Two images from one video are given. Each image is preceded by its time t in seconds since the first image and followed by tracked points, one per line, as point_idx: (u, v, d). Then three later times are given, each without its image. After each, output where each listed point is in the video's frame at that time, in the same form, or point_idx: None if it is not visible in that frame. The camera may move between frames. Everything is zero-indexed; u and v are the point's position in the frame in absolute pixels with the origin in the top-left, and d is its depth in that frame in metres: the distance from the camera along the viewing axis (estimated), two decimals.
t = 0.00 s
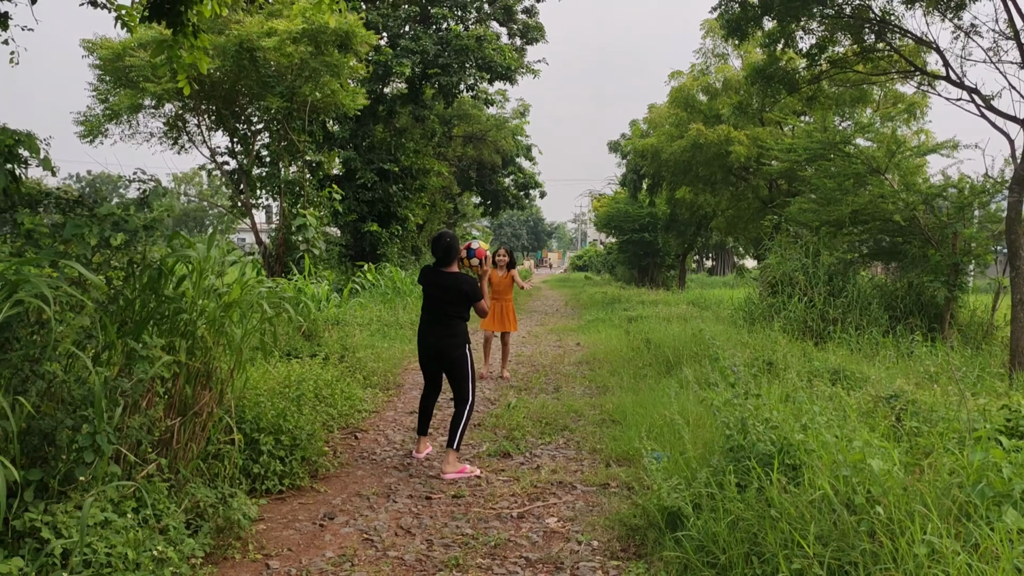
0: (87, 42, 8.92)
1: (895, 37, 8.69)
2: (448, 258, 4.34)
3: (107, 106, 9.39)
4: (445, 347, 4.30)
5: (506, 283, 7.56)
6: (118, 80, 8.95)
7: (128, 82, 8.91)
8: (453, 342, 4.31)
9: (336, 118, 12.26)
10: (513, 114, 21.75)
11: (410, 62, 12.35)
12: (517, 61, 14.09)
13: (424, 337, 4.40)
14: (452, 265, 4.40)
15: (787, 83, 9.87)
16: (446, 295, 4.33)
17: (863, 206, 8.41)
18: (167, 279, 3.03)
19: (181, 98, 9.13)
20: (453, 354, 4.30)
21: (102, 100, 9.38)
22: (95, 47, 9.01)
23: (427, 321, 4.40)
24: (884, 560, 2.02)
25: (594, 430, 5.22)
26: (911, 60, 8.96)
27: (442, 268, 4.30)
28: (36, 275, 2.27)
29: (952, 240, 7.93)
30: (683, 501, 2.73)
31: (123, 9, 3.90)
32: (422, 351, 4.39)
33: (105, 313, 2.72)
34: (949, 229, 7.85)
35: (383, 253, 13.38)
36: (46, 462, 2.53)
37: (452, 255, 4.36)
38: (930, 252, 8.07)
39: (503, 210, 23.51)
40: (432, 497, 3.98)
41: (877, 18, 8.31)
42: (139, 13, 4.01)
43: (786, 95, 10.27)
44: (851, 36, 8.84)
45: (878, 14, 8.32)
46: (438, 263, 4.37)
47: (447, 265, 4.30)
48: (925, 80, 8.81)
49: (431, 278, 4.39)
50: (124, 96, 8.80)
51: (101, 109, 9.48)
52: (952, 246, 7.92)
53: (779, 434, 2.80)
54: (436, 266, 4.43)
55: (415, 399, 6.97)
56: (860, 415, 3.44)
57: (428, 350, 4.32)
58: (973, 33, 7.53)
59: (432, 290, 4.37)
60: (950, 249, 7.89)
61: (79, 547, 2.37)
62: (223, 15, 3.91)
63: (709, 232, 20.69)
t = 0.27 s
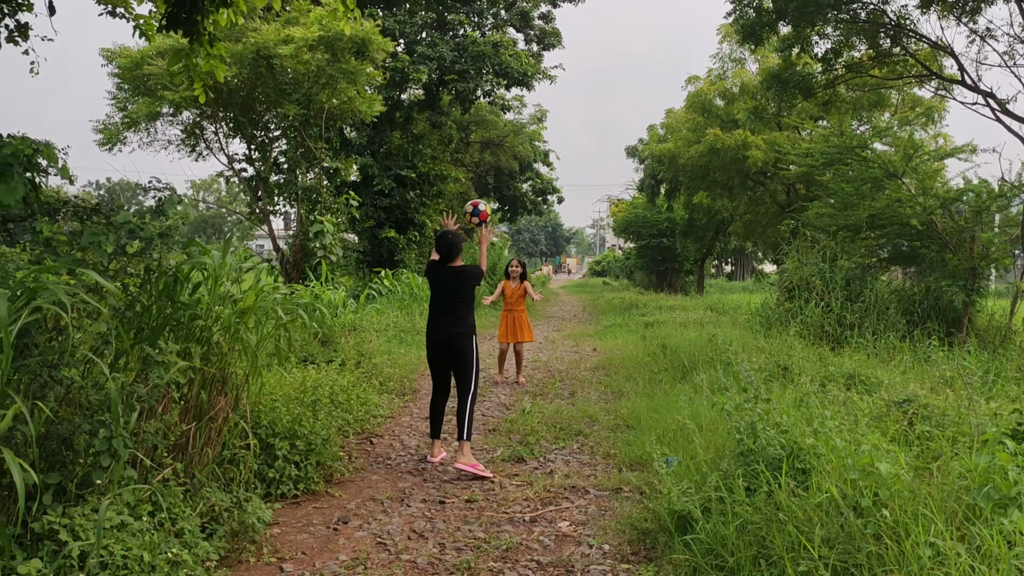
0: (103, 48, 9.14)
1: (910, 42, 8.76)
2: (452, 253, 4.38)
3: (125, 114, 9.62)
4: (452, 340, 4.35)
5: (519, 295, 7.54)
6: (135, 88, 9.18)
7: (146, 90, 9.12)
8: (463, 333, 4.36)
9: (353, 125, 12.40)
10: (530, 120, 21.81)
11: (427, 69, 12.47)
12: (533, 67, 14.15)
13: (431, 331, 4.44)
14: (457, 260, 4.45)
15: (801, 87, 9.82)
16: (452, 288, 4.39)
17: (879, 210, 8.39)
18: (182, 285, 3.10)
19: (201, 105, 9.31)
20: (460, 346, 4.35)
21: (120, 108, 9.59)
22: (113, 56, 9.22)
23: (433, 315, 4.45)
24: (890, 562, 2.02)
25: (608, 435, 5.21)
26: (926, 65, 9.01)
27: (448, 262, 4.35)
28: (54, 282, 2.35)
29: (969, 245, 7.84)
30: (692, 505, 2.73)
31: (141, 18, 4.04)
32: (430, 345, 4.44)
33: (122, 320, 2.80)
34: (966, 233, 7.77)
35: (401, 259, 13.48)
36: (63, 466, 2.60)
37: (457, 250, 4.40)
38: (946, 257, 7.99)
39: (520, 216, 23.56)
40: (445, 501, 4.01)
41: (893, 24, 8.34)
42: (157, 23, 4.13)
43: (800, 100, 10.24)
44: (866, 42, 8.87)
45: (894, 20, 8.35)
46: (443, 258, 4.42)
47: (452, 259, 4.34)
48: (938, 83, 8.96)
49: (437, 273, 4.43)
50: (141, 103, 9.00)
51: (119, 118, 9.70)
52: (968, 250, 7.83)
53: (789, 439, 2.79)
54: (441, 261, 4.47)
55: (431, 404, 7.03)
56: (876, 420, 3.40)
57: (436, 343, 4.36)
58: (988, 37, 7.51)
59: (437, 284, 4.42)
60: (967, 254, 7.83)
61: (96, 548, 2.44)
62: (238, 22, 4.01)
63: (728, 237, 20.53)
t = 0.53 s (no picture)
0: (144, 58, 9.46)
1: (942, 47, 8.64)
2: (476, 259, 4.50)
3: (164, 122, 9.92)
4: (473, 342, 4.39)
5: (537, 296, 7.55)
6: (174, 97, 9.47)
7: (185, 99, 9.40)
8: (484, 336, 4.41)
9: (385, 131, 12.57)
10: (561, 124, 21.82)
11: (457, 75, 12.58)
12: (563, 71, 14.17)
13: (451, 333, 4.48)
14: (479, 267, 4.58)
15: (831, 94, 9.70)
16: (474, 293, 4.48)
17: (912, 215, 8.28)
18: (212, 290, 3.20)
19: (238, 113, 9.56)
20: (481, 348, 4.39)
21: (160, 117, 9.90)
22: (154, 66, 9.54)
23: (454, 318, 4.51)
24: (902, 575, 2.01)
25: (631, 440, 5.19)
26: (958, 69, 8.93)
27: (471, 266, 4.45)
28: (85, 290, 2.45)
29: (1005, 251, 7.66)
30: (707, 512, 2.72)
31: (180, 30, 4.19)
32: (449, 347, 4.47)
33: (153, 326, 2.90)
34: (1002, 239, 7.63)
35: (431, 264, 13.59)
36: (95, 467, 2.71)
37: (481, 257, 4.55)
38: (981, 262, 7.82)
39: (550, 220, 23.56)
40: (465, 505, 4.05)
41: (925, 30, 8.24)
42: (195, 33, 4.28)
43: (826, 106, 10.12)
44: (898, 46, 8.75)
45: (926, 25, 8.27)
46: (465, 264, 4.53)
47: (477, 264, 4.45)
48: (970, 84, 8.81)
49: (459, 279, 4.54)
50: (180, 111, 9.29)
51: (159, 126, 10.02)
52: (1005, 256, 7.65)
53: (807, 447, 2.75)
54: (463, 268, 4.60)
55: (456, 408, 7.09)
56: (902, 430, 3.33)
57: (456, 345, 4.40)
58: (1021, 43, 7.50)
59: (459, 289, 4.51)
60: (1003, 259, 7.65)
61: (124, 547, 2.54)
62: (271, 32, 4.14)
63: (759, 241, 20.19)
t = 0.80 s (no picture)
0: (170, 64, 9.66)
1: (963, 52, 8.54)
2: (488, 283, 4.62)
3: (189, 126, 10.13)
4: (472, 361, 4.47)
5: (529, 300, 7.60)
6: (199, 101, 9.67)
7: (209, 104, 9.59)
8: (483, 357, 4.50)
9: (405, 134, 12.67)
10: (582, 128, 21.80)
11: (477, 80, 12.64)
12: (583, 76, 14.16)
13: (452, 350, 4.59)
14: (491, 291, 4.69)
15: (850, 98, 9.59)
16: (481, 314, 4.59)
17: (935, 222, 8.09)
18: (222, 290, 3.27)
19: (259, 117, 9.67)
20: (480, 367, 4.47)
21: (185, 121, 10.11)
22: (180, 71, 9.75)
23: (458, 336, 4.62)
24: None
25: (638, 444, 5.17)
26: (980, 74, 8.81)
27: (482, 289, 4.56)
28: (94, 288, 2.53)
29: None
30: (702, 515, 2.72)
31: (203, 38, 4.30)
32: (449, 364, 4.57)
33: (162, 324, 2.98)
34: None
35: (450, 266, 13.65)
36: (105, 459, 2.78)
37: (494, 282, 4.67)
38: (1007, 269, 7.70)
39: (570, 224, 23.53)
40: (468, 504, 4.07)
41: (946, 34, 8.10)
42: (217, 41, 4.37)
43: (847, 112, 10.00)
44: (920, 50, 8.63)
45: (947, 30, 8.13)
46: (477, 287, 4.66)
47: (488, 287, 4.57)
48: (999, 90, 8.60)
49: (470, 299, 4.65)
50: (204, 116, 9.47)
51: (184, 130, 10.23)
52: None
53: (806, 452, 2.72)
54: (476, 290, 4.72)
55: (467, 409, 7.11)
56: (907, 436, 3.28)
57: (456, 362, 4.49)
58: None
59: (467, 309, 4.63)
60: None
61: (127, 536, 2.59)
62: (286, 38, 4.19)
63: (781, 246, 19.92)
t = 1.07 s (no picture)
0: (183, 68, 9.81)
1: (972, 56, 8.51)
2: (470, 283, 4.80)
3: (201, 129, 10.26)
4: (460, 359, 4.70)
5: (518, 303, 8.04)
6: (211, 105, 9.80)
7: (221, 107, 9.72)
8: (470, 355, 4.75)
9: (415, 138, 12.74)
10: (593, 131, 21.82)
11: (487, 83, 12.69)
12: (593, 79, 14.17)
13: (437, 347, 4.76)
14: (471, 290, 4.90)
15: (858, 101, 9.55)
16: (464, 313, 4.79)
17: (943, 225, 8.09)
18: (225, 292, 3.33)
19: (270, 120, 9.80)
20: (467, 365, 4.71)
21: (197, 124, 10.25)
22: (192, 76, 9.90)
23: (442, 333, 4.80)
24: None
25: (639, 445, 5.19)
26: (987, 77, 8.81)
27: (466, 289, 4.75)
28: (97, 288, 2.60)
29: None
30: (692, 513, 2.75)
31: (212, 43, 4.39)
32: (434, 360, 4.75)
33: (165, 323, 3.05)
34: None
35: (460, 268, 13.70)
36: (110, 455, 2.85)
37: (476, 282, 4.88)
38: (1016, 273, 7.72)
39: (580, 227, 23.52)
40: (466, 503, 4.11)
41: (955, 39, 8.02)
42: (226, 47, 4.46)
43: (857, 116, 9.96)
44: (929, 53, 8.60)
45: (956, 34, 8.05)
46: (460, 286, 4.83)
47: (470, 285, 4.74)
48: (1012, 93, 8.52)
49: (452, 297, 4.83)
50: (216, 119, 9.60)
51: (196, 133, 10.36)
52: None
53: (797, 453, 2.74)
54: (456, 288, 4.88)
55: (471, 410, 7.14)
56: (901, 439, 3.29)
57: (443, 360, 4.68)
58: None
59: (450, 307, 4.80)
60: None
61: (128, 529, 2.67)
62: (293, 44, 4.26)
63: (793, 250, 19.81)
